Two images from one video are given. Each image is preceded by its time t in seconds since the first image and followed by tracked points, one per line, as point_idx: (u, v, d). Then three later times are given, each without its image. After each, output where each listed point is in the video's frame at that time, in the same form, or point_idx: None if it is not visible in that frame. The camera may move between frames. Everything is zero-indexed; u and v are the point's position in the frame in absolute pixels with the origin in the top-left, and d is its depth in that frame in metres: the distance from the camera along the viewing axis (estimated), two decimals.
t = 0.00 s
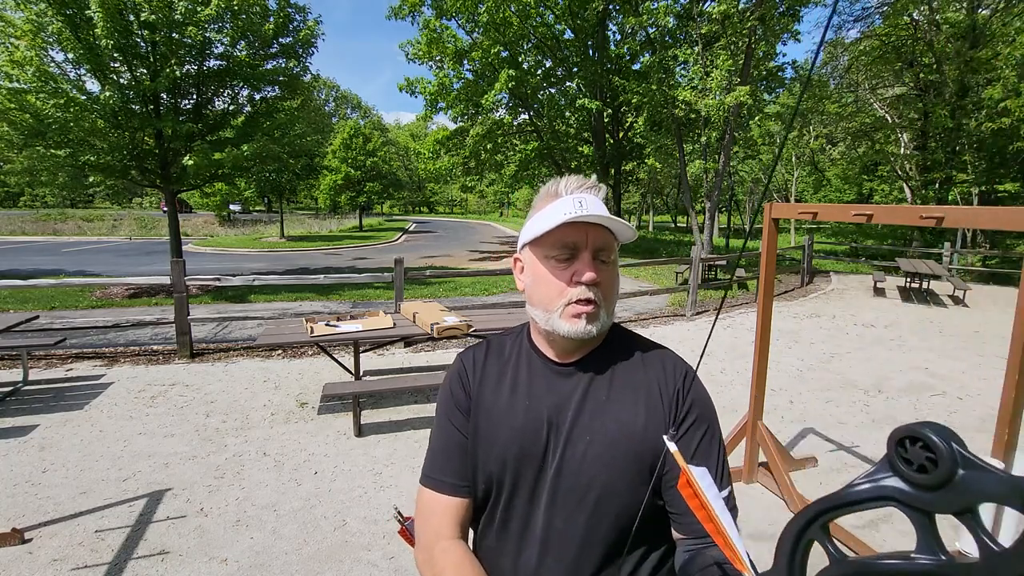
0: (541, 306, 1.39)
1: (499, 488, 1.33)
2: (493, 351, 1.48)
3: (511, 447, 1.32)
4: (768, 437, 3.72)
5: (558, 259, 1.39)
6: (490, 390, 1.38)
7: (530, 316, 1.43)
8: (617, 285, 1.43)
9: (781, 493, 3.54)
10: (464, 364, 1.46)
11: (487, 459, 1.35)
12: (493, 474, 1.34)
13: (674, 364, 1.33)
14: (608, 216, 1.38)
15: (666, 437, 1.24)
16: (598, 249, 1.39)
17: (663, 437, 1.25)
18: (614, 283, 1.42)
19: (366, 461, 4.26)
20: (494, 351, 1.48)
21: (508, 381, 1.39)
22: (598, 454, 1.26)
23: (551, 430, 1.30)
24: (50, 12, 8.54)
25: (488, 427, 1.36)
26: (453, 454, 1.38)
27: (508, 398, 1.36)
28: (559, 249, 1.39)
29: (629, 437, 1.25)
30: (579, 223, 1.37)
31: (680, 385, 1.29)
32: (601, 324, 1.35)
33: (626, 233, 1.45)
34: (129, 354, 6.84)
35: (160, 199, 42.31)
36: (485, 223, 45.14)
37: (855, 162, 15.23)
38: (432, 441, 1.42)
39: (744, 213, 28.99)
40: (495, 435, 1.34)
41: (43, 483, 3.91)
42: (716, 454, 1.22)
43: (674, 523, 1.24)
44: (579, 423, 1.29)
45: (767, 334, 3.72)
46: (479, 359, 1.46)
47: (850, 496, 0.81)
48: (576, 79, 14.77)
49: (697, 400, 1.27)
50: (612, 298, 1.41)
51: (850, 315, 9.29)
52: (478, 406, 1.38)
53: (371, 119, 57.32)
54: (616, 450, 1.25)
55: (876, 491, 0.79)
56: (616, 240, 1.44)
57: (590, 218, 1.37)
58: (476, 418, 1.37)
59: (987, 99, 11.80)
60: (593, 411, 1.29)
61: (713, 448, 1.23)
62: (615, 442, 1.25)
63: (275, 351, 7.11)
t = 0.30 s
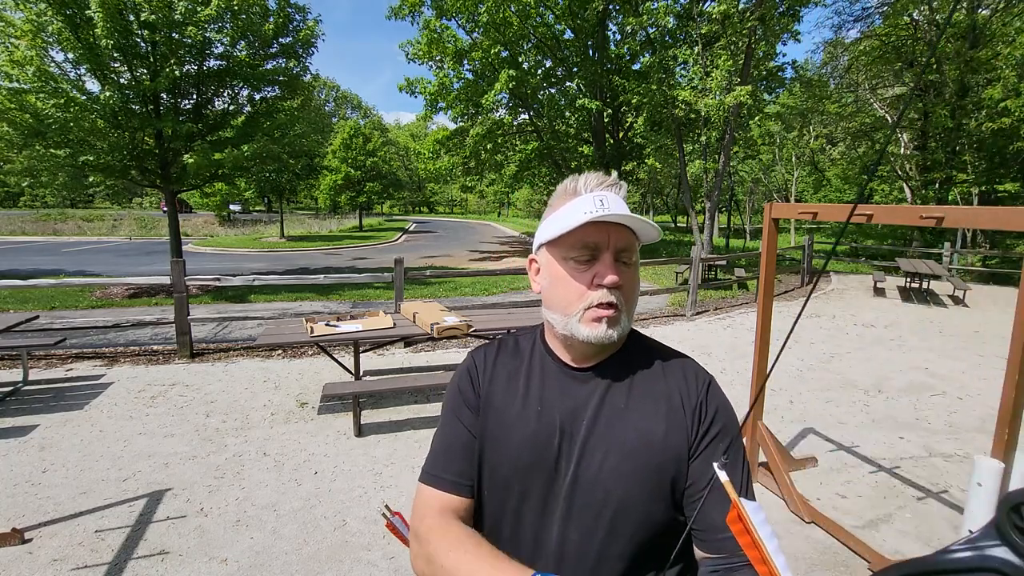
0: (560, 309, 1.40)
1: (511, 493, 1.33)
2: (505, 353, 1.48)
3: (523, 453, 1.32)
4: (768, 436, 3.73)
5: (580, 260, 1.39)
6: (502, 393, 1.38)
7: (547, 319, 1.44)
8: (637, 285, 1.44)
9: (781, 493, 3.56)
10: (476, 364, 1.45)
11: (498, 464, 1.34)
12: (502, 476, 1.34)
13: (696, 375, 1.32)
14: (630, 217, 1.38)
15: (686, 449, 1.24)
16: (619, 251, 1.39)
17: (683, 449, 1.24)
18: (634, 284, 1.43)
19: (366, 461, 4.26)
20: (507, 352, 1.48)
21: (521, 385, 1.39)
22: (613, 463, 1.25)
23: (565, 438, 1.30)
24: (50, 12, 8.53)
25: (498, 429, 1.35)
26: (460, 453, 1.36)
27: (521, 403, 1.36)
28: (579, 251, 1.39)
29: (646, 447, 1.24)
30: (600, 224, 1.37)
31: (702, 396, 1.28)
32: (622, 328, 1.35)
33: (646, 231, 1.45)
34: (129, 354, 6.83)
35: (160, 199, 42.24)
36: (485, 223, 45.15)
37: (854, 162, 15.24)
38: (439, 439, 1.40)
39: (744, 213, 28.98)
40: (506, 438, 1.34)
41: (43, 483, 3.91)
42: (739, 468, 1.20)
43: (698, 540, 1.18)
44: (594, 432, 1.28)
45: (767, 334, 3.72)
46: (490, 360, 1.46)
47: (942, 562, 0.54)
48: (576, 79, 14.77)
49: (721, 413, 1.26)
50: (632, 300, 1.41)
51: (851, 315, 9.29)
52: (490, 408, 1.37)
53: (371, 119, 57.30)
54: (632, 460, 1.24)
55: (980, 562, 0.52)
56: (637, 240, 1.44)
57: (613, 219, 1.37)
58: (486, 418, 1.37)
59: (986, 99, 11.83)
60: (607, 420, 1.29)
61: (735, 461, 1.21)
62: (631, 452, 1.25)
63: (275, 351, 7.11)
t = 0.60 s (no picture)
0: (572, 307, 1.39)
1: (525, 494, 1.30)
2: (511, 351, 1.47)
3: (537, 453, 1.29)
4: (768, 436, 3.74)
5: (595, 258, 1.39)
6: (513, 391, 1.36)
7: (557, 317, 1.43)
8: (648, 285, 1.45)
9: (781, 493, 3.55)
10: (483, 362, 1.43)
11: (512, 464, 1.31)
12: (516, 475, 1.31)
13: (701, 374, 1.36)
14: (645, 216, 1.39)
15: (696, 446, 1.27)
16: (633, 249, 1.40)
17: (695, 445, 1.27)
18: (645, 284, 1.44)
19: (366, 461, 4.26)
20: (513, 352, 1.47)
21: (532, 384, 1.38)
22: (628, 462, 1.26)
23: (579, 436, 1.30)
24: (50, 12, 8.53)
25: (511, 426, 1.33)
26: (474, 452, 1.31)
27: (533, 402, 1.34)
28: (594, 249, 1.38)
29: (661, 445, 1.25)
30: (616, 222, 1.38)
31: (710, 394, 1.32)
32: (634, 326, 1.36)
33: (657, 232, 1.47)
34: (129, 354, 6.84)
35: (160, 199, 42.20)
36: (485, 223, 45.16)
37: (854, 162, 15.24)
38: (448, 440, 1.36)
39: (744, 213, 28.96)
40: (519, 436, 1.32)
41: (43, 483, 3.91)
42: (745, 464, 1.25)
43: (704, 533, 1.23)
44: (608, 430, 1.29)
45: (767, 334, 3.73)
46: (497, 358, 1.44)
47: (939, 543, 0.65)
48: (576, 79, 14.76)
49: (727, 410, 1.31)
50: (643, 299, 1.42)
51: (851, 315, 9.29)
52: (501, 407, 1.35)
53: (371, 119, 57.31)
54: (648, 459, 1.25)
55: (974, 524, 0.61)
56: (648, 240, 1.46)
57: (629, 217, 1.38)
58: (498, 416, 1.34)
59: (986, 99, 11.85)
60: (621, 418, 1.30)
61: (743, 458, 1.26)
62: (647, 450, 1.25)
63: (275, 351, 7.11)
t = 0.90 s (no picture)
0: (574, 309, 1.39)
1: (534, 500, 1.30)
2: (513, 354, 1.47)
3: (544, 457, 1.29)
4: (768, 437, 3.75)
5: (597, 261, 1.38)
6: (518, 395, 1.36)
7: (559, 318, 1.43)
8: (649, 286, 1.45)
9: (781, 493, 3.54)
10: (486, 366, 1.42)
11: (521, 468, 1.31)
12: (525, 479, 1.31)
13: (702, 372, 1.37)
14: (647, 219, 1.38)
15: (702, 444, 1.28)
16: (634, 251, 1.40)
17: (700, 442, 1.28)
18: (646, 285, 1.44)
19: (365, 461, 4.26)
20: (515, 354, 1.46)
21: (537, 388, 1.37)
22: (635, 463, 1.26)
23: (585, 438, 1.30)
24: (50, 12, 8.53)
25: (519, 430, 1.33)
26: (482, 460, 1.31)
27: (538, 406, 1.34)
28: (596, 252, 1.38)
29: (667, 444, 1.27)
30: (619, 224, 1.37)
31: (712, 392, 1.34)
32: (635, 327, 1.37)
33: (658, 233, 1.47)
34: (129, 354, 6.83)
35: (161, 199, 42.19)
36: (485, 223, 45.16)
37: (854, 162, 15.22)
38: (455, 447, 1.35)
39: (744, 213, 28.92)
40: (527, 440, 1.31)
41: (43, 483, 3.91)
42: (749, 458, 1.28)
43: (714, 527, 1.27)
44: (614, 431, 1.29)
45: (767, 334, 3.73)
46: (499, 362, 1.44)
47: (911, 464, 0.80)
48: (576, 79, 14.79)
49: (729, 408, 1.33)
50: (644, 300, 1.42)
51: (851, 315, 9.28)
52: (508, 412, 1.34)
53: (371, 119, 57.32)
54: (654, 460, 1.26)
55: (940, 457, 0.79)
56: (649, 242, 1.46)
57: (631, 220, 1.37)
58: (504, 421, 1.34)
59: (986, 99, 11.83)
60: (626, 420, 1.30)
61: (746, 452, 1.28)
62: (652, 450, 1.26)
63: (275, 351, 7.11)
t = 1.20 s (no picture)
0: (557, 303, 1.42)
1: (527, 483, 1.32)
2: (508, 350, 1.49)
3: (537, 441, 1.32)
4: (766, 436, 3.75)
5: (576, 255, 1.43)
6: (511, 385, 1.38)
7: (544, 314, 1.47)
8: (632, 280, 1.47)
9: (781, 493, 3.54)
10: (482, 360, 1.45)
11: (515, 454, 1.33)
12: (517, 465, 1.33)
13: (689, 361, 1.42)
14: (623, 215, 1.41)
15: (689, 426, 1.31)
16: (611, 244, 1.43)
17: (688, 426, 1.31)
18: (628, 278, 1.46)
19: (365, 461, 4.26)
20: (510, 349, 1.49)
21: (530, 376, 1.40)
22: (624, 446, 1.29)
23: (575, 423, 1.33)
24: (50, 12, 8.52)
25: (512, 420, 1.35)
26: (477, 447, 1.32)
27: (531, 394, 1.37)
28: (574, 247, 1.42)
29: (655, 427, 1.30)
30: (594, 220, 1.41)
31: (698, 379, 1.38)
32: (615, 317, 1.39)
33: (637, 228, 1.49)
34: (129, 354, 6.83)
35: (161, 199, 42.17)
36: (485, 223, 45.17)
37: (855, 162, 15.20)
38: (452, 436, 1.36)
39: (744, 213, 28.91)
40: (520, 427, 1.34)
41: (43, 483, 3.91)
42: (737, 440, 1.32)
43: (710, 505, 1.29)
44: (603, 415, 1.33)
45: (767, 334, 3.73)
46: (495, 357, 1.46)
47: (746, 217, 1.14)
48: (576, 79, 14.81)
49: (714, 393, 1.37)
50: (626, 293, 1.44)
51: (851, 315, 9.28)
52: (501, 400, 1.37)
53: (371, 119, 57.32)
54: (642, 441, 1.29)
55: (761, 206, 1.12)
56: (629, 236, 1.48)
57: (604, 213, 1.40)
58: (499, 408, 1.36)
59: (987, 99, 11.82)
60: (614, 405, 1.34)
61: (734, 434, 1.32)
62: (641, 430, 1.30)
63: (275, 351, 7.11)
